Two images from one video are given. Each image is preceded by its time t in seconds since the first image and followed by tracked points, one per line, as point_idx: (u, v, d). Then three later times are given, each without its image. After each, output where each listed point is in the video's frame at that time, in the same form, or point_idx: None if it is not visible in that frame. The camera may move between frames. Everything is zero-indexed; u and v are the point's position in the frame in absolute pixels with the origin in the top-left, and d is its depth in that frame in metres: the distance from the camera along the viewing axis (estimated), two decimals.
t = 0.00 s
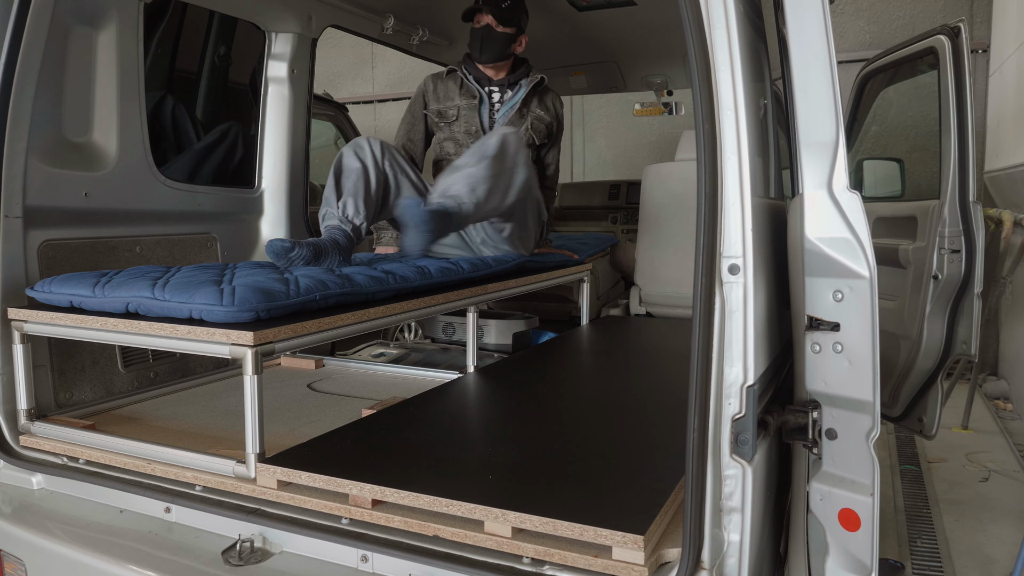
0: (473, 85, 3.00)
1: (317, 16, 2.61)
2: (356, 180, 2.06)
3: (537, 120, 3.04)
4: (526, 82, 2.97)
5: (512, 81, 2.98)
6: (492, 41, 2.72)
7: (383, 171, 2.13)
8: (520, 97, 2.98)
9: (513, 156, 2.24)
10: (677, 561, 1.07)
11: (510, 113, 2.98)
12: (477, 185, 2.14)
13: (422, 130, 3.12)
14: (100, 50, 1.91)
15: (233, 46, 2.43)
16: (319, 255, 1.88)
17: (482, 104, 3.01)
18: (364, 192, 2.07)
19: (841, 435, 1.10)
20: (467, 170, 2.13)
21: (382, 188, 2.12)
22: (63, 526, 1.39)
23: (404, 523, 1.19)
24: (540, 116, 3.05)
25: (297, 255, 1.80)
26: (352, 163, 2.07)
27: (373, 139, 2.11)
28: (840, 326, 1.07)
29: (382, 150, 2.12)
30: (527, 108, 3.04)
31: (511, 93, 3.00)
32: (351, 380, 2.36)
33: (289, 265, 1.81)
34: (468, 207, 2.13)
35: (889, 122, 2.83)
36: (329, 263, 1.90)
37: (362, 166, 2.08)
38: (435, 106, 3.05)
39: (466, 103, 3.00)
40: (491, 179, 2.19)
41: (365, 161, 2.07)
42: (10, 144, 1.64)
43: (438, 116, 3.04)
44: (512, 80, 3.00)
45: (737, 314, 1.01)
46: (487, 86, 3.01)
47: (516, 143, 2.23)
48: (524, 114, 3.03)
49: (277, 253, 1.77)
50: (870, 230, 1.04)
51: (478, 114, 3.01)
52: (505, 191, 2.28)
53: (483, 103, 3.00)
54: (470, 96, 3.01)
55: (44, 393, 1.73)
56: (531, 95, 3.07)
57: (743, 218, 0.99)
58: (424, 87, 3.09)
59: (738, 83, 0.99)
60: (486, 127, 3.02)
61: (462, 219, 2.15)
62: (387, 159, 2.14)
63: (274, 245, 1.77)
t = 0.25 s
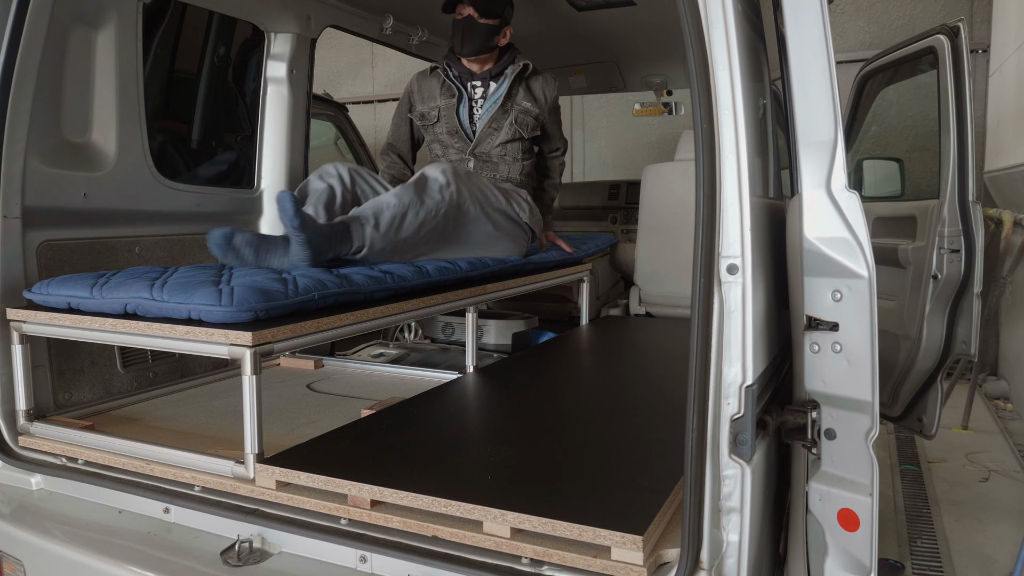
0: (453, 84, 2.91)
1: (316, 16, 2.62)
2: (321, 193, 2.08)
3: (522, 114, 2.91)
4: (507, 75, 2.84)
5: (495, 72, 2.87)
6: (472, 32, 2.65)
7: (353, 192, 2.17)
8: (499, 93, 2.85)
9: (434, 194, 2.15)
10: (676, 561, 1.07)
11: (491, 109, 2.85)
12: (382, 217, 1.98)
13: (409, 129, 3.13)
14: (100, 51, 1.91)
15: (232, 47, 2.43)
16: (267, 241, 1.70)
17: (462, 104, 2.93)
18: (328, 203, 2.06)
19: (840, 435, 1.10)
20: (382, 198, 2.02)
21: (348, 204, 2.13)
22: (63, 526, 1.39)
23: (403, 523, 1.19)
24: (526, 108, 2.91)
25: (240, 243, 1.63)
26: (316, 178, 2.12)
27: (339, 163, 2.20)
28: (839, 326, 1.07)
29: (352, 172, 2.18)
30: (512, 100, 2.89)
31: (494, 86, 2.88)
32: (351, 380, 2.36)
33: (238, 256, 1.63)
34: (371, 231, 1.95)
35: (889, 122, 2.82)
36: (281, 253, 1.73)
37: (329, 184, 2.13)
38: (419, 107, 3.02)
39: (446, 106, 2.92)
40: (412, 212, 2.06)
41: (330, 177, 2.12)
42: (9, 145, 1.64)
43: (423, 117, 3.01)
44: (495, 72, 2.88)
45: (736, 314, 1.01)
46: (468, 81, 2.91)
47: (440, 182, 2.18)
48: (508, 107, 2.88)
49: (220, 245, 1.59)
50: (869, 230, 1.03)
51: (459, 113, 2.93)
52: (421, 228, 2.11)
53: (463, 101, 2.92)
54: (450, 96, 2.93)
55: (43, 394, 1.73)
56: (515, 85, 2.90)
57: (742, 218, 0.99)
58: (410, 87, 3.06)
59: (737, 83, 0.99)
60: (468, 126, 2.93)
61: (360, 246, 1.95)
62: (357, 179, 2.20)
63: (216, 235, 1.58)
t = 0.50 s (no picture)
0: (442, 87, 2.92)
1: (316, 16, 2.61)
2: (317, 197, 2.13)
3: (507, 113, 2.87)
4: (490, 74, 2.82)
5: (481, 70, 2.85)
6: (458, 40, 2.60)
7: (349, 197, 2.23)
8: (479, 94, 2.83)
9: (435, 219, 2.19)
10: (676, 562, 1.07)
11: (474, 112, 2.85)
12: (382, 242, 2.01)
13: (402, 129, 3.14)
14: (99, 50, 1.91)
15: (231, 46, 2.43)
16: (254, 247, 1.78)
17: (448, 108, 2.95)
18: (323, 210, 2.11)
19: (841, 436, 1.09)
20: (383, 223, 2.06)
21: (343, 211, 2.18)
22: (62, 527, 1.38)
23: (403, 525, 1.19)
24: (509, 106, 2.86)
25: (228, 249, 1.71)
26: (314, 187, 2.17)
27: (340, 168, 2.26)
28: (840, 327, 1.07)
29: (351, 178, 2.26)
30: (492, 101, 2.86)
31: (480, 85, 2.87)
32: (351, 380, 2.36)
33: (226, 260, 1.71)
34: (370, 255, 2.00)
35: (889, 122, 2.82)
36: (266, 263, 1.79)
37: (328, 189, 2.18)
38: (408, 108, 3.04)
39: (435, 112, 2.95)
40: (414, 238, 2.09)
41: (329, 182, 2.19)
42: (7, 144, 1.64)
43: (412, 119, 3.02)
44: (480, 70, 2.86)
45: (737, 315, 1.00)
46: (455, 80, 2.93)
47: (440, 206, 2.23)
48: (489, 108, 2.86)
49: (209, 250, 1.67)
50: (870, 231, 1.03)
51: (448, 115, 2.96)
52: (422, 253, 2.15)
53: (451, 102, 2.94)
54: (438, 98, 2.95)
55: (42, 394, 1.73)
56: (496, 84, 2.87)
57: (742, 219, 0.99)
58: (399, 84, 3.07)
59: (738, 83, 0.98)
60: (457, 129, 2.96)
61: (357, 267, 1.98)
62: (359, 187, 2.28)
63: (202, 242, 1.66)
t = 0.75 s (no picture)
0: (436, 75, 2.88)
1: (316, 16, 2.62)
2: (322, 176, 2.06)
3: (502, 103, 2.80)
4: (489, 65, 2.77)
5: (481, 61, 2.80)
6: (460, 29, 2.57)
7: (355, 171, 2.15)
8: (476, 81, 2.77)
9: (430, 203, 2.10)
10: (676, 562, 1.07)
11: (469, 99, 2.78)
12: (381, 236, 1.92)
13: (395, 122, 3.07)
14: (99, 50, 1.91)
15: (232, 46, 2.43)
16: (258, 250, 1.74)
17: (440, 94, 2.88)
18: (329, 193, 2.06)
19: (840, 436, 1.09)
20: (377, 214, 1.95)
21: (349, 188, 2.11)
22: (62, 526, 1.38)
23: (403, 524, 1.19)
24: (506, 97, 2.80)
25: (233, 254, 1.68)
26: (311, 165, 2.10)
27: (346, 136, 2.14)
28: (839, 326, 1.07)
29: (357, 148, 2.16)
30: (489, 90, 2.80)
31: (476, 74, 2.81)
32: (350, 380, 2.36)
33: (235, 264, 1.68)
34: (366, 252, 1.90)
35: (889, 122, 2.82)
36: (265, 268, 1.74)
37: (331, 163, 2.10)
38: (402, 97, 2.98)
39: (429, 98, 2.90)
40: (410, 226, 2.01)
41: (333, 157, 2.09)
42: (8, 144, 1.64)
43: (403, 107, 2.95)
44: (480, 61, 2.81)
45: (736, 314, 1.00)
46: (453, 71, 2.87)
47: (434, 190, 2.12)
48: (485, 96, 2.80)
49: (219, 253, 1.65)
50: (869, 230, 1.03)
51: (439, 105, 2.90)
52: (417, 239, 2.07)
53: (444, 92, 2.88)
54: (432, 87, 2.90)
55: (42, 394, 1.73)
56: (495, 73, 2.82)
57: (742, 219, 0.99)
58: (397, 77, 3.03)
59: (738, 83, 0.99)
60: (448, 119, 2.89)
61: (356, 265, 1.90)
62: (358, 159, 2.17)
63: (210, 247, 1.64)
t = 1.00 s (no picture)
0: (432, 66, 2.83)
1: (316, 16, 2.62)
2: (310, 160, 1.94)
3: (501, 95, 2.73)
4: (488, 58, 2.70)
5: (480, 57, 2.75)
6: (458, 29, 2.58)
7: (344, 149, 2.03)
8: (474, 72, 2.70)
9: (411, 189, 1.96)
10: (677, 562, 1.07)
11: (465, 87, 2.71)
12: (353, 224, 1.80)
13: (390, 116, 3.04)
14: (100, 50, 1.91)
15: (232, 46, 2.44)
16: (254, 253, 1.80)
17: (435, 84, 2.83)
18: (320, 180, 1.95)
19: (841, 436, 1.10)
20: (350, 199, 1.82)
21: (338, 170, 1.99)
22: (63, 526, 1.39)
23: (403, 524, 1.19)
24: (504, 88, 2.73)
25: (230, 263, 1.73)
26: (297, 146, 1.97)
27: (336, 110, 2.00)
28: (839, 327, 1.07)
29: (345, 124, 2.02)
30: (488, 80, 2.73)
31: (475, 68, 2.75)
32: (351, 380, 2.36)
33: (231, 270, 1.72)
34: (336, 241, 1.78)
35: (889, 122, 2.82)
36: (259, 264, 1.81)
37: (319, 143, 1.97)
38: (398, 89, 2.96)
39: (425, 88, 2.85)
40: (385, 213, 1.88)
41: (321, 137, 1.97)
42: (9, 144, 1.64)
43: (396, 97, 2.93)
44: (481, 57, 2.75)
45: (737, 314, 1.00)
46: (451, 65, 2.83)
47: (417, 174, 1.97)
48: (483, 86, 2.73)
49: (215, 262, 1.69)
50: (870, 231, 1.03)
51: (431, 96, 2.84)
52: (392, 225, 1.95)
53: (437, 82, 2.84)
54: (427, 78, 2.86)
55: (43, 394, 1.73)
56: (496, 65, 2.76)
57: (742, 220, 0.99)
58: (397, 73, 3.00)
59: (738, 83, 0.99)
60: (441, 110, 2.83)
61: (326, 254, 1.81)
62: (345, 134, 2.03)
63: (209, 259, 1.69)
